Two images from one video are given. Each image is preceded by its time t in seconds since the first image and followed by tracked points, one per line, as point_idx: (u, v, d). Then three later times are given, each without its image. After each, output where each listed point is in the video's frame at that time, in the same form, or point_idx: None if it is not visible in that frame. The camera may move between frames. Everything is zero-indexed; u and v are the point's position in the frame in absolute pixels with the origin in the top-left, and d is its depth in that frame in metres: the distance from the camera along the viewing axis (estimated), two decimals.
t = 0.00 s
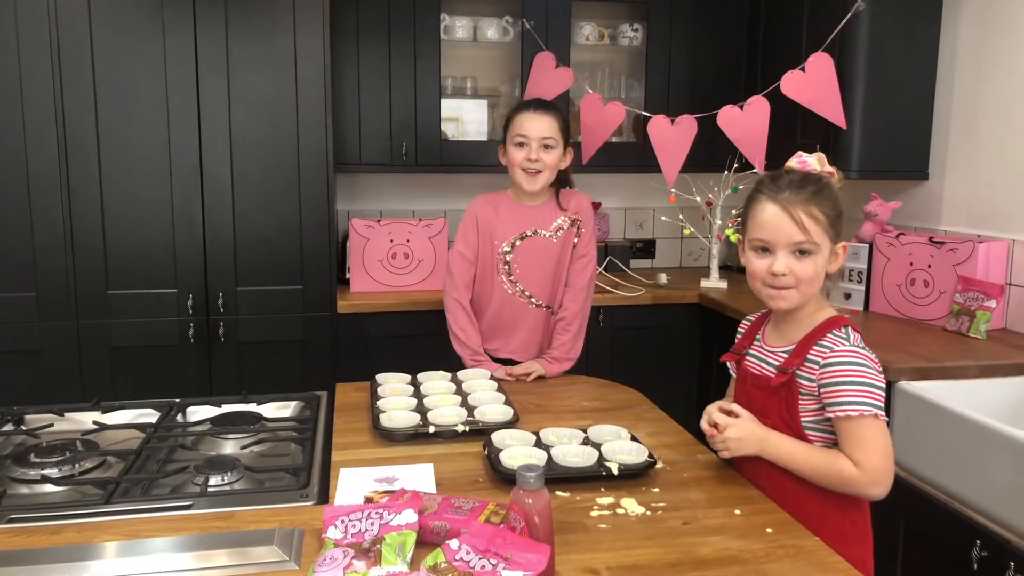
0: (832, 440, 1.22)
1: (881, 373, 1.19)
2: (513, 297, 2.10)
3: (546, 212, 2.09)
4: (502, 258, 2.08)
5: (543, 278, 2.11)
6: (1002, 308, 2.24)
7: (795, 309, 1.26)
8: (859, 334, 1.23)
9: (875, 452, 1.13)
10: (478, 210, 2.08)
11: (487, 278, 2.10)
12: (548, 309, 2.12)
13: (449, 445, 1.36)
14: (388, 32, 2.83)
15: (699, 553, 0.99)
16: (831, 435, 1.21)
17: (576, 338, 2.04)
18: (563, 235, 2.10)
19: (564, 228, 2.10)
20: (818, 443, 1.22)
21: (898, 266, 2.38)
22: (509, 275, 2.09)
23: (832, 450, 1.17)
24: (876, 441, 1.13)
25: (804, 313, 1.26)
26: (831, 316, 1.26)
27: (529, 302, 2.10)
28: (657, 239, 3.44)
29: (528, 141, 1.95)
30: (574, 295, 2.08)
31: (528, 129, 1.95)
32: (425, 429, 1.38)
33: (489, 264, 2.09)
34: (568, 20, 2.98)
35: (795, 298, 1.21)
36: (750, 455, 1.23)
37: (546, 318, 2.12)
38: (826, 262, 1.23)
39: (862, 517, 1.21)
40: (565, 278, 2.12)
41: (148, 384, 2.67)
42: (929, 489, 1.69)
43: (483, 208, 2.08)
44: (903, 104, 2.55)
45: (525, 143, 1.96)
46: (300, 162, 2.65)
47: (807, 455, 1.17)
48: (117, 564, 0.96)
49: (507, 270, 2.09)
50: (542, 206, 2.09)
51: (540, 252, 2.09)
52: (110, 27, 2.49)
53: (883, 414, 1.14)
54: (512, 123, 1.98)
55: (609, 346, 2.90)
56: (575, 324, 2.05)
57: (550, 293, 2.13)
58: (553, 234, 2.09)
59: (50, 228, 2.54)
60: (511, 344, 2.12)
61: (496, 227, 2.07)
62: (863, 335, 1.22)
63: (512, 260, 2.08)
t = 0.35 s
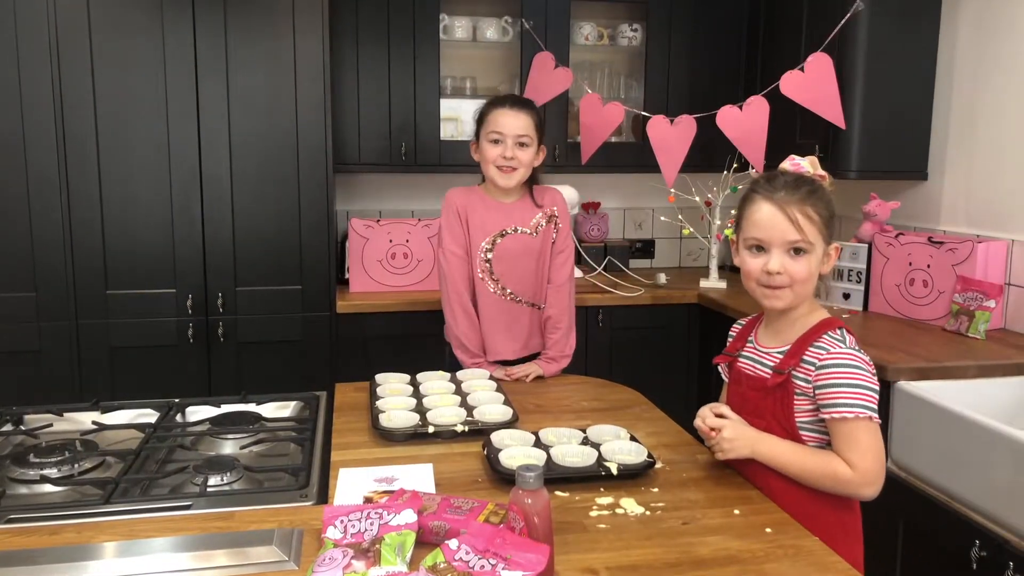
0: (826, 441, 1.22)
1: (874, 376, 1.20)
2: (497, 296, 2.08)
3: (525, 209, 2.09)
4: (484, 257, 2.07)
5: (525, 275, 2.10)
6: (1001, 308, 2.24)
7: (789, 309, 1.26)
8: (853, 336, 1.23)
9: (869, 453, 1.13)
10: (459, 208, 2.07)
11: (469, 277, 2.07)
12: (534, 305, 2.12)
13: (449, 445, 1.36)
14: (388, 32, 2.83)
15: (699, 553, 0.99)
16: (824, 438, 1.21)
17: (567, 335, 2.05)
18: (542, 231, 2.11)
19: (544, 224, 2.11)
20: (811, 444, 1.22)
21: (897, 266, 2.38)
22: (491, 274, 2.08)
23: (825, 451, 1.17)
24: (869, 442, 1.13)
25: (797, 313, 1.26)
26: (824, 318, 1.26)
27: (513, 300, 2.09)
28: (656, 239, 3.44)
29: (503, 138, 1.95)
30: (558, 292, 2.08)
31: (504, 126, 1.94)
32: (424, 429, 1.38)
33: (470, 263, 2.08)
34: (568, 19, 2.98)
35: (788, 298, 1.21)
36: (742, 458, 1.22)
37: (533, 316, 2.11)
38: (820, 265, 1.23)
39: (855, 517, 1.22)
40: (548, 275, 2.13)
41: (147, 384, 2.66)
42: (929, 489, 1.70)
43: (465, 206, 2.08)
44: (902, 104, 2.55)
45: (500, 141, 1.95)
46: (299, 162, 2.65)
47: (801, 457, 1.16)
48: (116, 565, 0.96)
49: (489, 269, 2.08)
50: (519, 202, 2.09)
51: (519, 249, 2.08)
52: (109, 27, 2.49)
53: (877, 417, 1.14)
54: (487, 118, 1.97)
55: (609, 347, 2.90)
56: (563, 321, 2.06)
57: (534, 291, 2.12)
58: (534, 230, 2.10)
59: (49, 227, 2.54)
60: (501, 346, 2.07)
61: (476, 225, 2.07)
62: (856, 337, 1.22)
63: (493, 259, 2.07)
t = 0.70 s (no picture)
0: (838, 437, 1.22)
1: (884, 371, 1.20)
2: (497, 295, 2.07)
3: (525, 207, 2.09)
4: (482, 255, 2.07)
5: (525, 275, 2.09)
6: (1001, 308, 2.24)
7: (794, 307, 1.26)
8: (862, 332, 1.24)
9: (879, 449, 1.14)
10: (456, 207, 2.09)
11: (467, 276, 2.07)
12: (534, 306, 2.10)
13: (449, 445, 1.36)
14: (388, 32, 2.83)
15: (699, 553, 0.99)
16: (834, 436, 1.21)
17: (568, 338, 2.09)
18: (543, 229, 2.10)
19: (545, 222, 2.10)
20: (822, 441, 1.22)
21: (898, 266, 2.38)
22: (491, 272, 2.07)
23: (835, 449, 1.17)
24: (880, 438, 1.14)
25: (803, 311, 1.26)
26: (830, 314, 1.26)
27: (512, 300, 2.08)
28: (656, 239, 3.44)
29: (502, 130, 1.95)
30: (559, 294, 2.09)
31: (502, 118, 1.95)
32: (425, 429, 1.38)
33: (468, 263, 2.08)
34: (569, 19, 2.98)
35: (795, 295, 1.21)
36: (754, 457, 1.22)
37: (535, 317, 2.10)
38: (825, 262, 1.23)
39: (868, 511, 1.22)
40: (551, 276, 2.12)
41: (147, 384, 2.66)
42: (929, 488, 1.69)
43: (462, 204, 2.09)
44: (902, 105, 2.55)
45: (499, 132, 1.95)
46: (299, 162, 2.65)
47: (812, 455, 1.16)
48: (115, 565, 0.96)
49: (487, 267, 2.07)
50: (520, 199, 2.10)
51: (518, 246, 2.08)
52: (109, 27, 2.49)
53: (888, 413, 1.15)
54: (484, 112, 1.98)
55: (609, 347, 2.90)
56: (565, 322, 2.08)
57: (537, 293, 2.11)
58: (533, 228, 2.09)
59: (49, 227, 2.54)
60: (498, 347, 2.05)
61: (473, 223, 2.07)
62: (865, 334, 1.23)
63: (491, 257, 2.07)
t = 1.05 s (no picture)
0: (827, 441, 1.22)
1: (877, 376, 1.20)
2: (502, 294, 2.08)
3: (536, 207, 2.09)
4: (490, 253, 2.07)
5: (531, 276, 2.09)
6: (1001, 307, 2.24)
7: (795, 307, 1.26)
8: (858, 337, 1.24)
9: (867, 451, 1.14)
10: (468, 205, 2.10)
11: (474, 274, 2.08)
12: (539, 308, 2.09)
13: (449, 445, 1.36)
14: (388, 32, 2.83)
15: (699, 553, 0.99)
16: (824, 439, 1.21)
17: (572, 341, 2.09)
18: (552, 231, 2.10)
19: (555, 224, 2.10)
20: (811, 443, 1.22)
21: (897, 266, 2.38)
22: (497, 271, 2.08)
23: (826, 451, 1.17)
24: (869, 441, 1.14)
25: (803, 311, 1.26)
26: (829, 318, 1.25)
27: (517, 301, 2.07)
28: (656, 239, 3.44)
29: (515, 133, 1.95)
30: (567, 295, 2.08)
31: (516, 120, 1.95)
32: (425, 429, 1.38)
33: (476, 260, 2.08)
34: (569, 19, 2.98)
35: (796, 295, 1.21)
36: (744, 453, 1.22)
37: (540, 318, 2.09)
38: (828, 263, 1.23)
39: (853, 518, 1.22)
40: (558, 278, 2.13)
41: (147, 384, 2.66)
42: (929, 489, 1.70)
43: (474, 202, 2.09)
44: (902, 105, 2.55)
45: (513, 135, 1.95)
46: (299, 162, 2.65)
47: (802, 456, 1.16)
48: (116, 565, 0.96)
49: (494, 265, 2.08)
50: (533, 198, 2.09)
51: (526, 247, 2.08)
52: (109, 28, 2.49)
53: (879, 418, 1.15)
54: (499, 114, 1.98)
55: (609, 347, 2.90)
56: (572, 321, 2.08)
57: (545, 294, 2.10)
58: (542, 230, 2.09)
59: (50, 227, 2.54)
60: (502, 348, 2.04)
61: (483, 221, 2.07)
62: (861, 338, 1.23)
63: (499, 256, 2.07)
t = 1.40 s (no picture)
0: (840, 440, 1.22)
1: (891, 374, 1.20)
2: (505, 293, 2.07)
3: (537, 207, 2.09)
4: (492, 252, 2.07)
5: (532, 274, 2.09)
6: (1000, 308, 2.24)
7: (804, 307, 1.26)
8: (869, 335, 1.24)
9: (885, 451, 1.14)
10: (470, 205, 2.09)
11: (474, 273, 2.07)
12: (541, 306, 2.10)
13: (449, 445, 1.36)
14: (388, 32, 2.83)
15: (699, 553, 0.99)
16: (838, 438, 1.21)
17: (572, 340, 2.10)
18: (553, 229, 2.10)
19: (556, 222, 2.10)
20: (823, 443, 1.22)
21: (897, 266, 2.38)
22: (499, 270, 2.08)
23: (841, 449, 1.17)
24: (887, 441, 1.14)
25: (813, 311, 1.26)
26: (839, 318, 1.26)
27: (518, 300, 2.07)
28: (656, 239, 3.44)
29: (518, 136, 1.95)
30: (567, 293, 2.09)
31: (519, 124, 1.94)
32: (425, 430, 1.38)
33: (477, 260, 2.08)
34: (569, 19, 2.98)
35: (805, 295, 1.21)
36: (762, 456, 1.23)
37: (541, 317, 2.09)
38: (837, 262, 1.23)
39: (867, 516, 1.21)
40: (559, 276, 2.13)
41: (146, 384, 2.66)
42: (930, 490, 1.69)
43: (475, 202, 2.09)
44: (902, 105, 2.55)
45: (516, 138, 1.95)
46: (299, 162, 2.65)
47: (819, 454, 1.16)
48: (115, 565, 0.96)
49: (495, 265, 2.08)
50: (534, 198, 2.10)
51: (527, 246, 2.08)
52: (109, 27, 2.49)
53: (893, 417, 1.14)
54: (502, 116, 1.98)
55: (609, 347, 2.90)
56: (572, 320, 2.09)
57: (545, 292, 2.11)
58: (543, 228, 2.09)
59: (50, 227, 2.54)
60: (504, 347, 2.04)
61: (484, 221, 2.07)
62: (872, 337, 1.23)
63: (501, 255, 2.07)
